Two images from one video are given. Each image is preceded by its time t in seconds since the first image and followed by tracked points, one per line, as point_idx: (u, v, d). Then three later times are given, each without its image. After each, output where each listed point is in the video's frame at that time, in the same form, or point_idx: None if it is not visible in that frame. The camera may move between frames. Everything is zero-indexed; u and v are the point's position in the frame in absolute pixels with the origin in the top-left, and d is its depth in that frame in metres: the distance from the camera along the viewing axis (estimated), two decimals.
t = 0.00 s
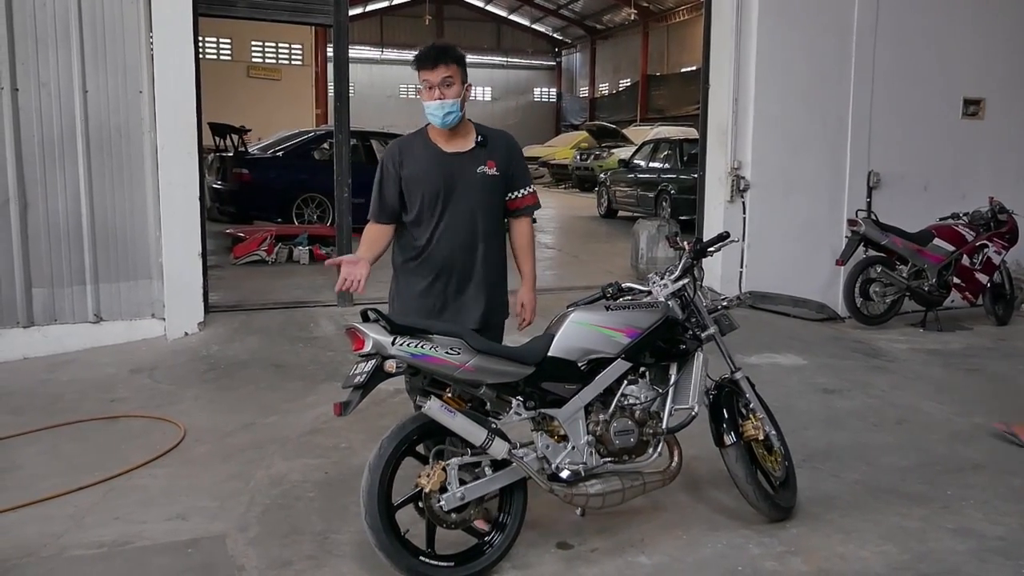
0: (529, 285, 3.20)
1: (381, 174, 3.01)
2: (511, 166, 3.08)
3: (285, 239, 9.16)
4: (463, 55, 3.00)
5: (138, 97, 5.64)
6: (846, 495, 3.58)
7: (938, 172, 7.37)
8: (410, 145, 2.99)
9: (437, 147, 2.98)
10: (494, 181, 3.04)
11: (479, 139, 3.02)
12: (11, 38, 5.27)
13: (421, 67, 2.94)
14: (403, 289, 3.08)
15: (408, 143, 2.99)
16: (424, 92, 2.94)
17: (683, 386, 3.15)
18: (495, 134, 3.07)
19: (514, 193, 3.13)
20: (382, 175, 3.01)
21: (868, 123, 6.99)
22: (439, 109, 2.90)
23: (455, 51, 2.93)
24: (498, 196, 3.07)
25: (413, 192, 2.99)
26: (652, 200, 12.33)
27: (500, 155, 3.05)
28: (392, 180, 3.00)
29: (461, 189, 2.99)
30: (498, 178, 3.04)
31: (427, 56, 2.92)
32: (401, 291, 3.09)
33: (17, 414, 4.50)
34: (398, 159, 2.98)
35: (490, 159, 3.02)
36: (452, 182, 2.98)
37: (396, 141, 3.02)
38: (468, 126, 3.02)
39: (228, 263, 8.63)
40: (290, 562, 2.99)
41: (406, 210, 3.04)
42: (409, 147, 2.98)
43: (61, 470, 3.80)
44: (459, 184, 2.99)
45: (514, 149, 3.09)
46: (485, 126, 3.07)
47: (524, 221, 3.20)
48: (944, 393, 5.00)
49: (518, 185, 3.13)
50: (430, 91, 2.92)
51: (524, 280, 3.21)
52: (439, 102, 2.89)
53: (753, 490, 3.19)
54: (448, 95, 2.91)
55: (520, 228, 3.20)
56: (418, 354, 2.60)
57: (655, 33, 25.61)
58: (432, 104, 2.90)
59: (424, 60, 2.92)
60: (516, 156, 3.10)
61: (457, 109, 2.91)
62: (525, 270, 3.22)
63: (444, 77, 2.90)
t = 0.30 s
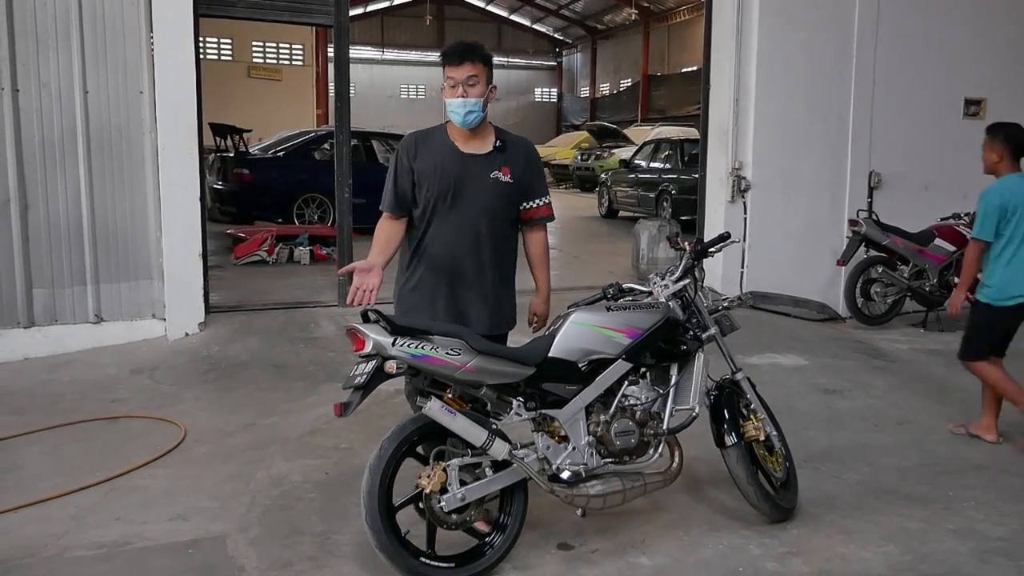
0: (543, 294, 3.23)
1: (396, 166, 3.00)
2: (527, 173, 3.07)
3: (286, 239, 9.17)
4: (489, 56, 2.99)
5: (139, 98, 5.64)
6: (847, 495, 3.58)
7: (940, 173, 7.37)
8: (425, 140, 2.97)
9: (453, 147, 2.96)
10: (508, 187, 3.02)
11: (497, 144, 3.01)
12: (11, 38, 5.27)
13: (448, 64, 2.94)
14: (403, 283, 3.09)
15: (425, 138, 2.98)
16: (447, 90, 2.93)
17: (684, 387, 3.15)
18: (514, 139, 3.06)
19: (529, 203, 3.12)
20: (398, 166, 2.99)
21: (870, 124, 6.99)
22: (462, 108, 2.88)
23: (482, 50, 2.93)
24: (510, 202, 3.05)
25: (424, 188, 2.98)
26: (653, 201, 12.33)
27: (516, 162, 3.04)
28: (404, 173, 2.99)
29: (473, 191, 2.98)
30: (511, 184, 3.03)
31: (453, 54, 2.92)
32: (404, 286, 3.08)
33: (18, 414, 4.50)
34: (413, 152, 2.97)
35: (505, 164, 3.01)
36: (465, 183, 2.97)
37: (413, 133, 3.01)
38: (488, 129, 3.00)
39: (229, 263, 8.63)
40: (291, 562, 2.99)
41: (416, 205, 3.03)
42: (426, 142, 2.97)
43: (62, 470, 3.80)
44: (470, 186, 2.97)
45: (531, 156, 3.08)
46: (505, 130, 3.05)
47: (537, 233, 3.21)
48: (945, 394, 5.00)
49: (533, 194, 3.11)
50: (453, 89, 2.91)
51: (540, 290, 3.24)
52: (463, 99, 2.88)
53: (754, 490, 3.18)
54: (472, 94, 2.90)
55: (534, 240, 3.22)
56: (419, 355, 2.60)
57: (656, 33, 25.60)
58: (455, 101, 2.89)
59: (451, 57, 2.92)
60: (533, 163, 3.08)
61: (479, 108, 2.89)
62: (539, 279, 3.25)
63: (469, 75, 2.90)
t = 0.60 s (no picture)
0: (533, 297, 3.11)
1: (398, 167, 3.04)
2: (530, 177, 3.05)
3: (288, 240, 9.17)
4: (484, 63, 2.91)
5: (141, 99, 5.65)
6: (849, 497, 3.57)
7: (943, 174, 7.36)
8: (426, 143, 3.00)
9: (453, 148, 2.97)
10: (509, 191, 3.01)
11: (498, 147, 3.00)
12: (14, 40, 5.28)
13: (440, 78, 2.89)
14: (400, 284, 3.08)
15: (426, 140, 3.01)
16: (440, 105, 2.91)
17: (686, 388, 3.14)
18: (516, 144, 3.04)
19: (531, 205, 3.09)
20: (399, 166, 3.03)
21: (872, 125, 6.98)
22: (456, 125, 2.88)
23: (473, 61, 2.86)
24: (511, 206, 3.04)
25: (424, 190, 2.99)
26: (655, 201, 12.33)
27: (518, 166, 3.03)
28: (405, 174, 3.02)
29: (472, 193, 2.98)
30: (512, 187, 3.02)
31: (444, 68, 2.86)
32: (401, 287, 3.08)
33: (21, 415, 4.51)
34: (414, 154, 3.01)
35: (506, 167, 3.01)
36: (464, 185, 2.97)
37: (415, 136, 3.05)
38: (489, 131, 2.99)
39: (231, 264, 8.64)
40: (292, 564, 2.99)
41: (416, 206, 3.06)
42: (427, 144, 3.00)
43: (64, 472, 3.80)
44: (470, 188, 2.98)
45: (535, 160, 3.06)
46: (509, 133, 3.04)
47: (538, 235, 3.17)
48: (948, 395, 4.99)
49: (536, 197, 3.09)
50: (445, 105, 2.89)
51: (530, 292, 3.13)
52: (454, 117, 2.87)
53: (756, 492, 3.18)
54: (464, 110, 2.87)
55: (535, 241, 3.16)
56: (421, 356, 2.60)
57: (658, 34, 25.61)
58: (448, 119, 2.88)
59: (442, 71, 2.86)
60: (536, 167, 3.06)
61: (472, 124, 2.88)
62: (533, 278, 3.15)
63: (461, 91, 2.86)
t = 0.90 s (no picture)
0: (518, 301, 3.10)
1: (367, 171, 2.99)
2: (503, 176, 3.02)
3: (291, 240, 9.18)
4: (458, 58, 2.93)
5: (144, 100, 5.67)
6: (851, 497, 3.57)
7: (945, 173, 7.35)
8: (397, 145, 2.95)
9: (424, 151, 2.93)
10: (483, 191, 2.98)
11: (470, 146, 2.96)
12: (17, 41, 5.29)
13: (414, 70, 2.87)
14: (379, 288, 3.07)
15: (397, 142, 2.96)
16: (417, 98, 2.87)
17: (688, 387, 3.15)
18: (487, 142, 3.00)
19: (505, 204, 3.06)
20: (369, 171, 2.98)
21: (874, 124, 6.98)
22: (435, 116, 2.84)
23: (449, 54, 2.87)
24: (486, 205, 3.01)
25: (397, 193, 2.95)
26: (657, 202, 12.33)
27: (491, 165, 2.99)
28: (377, 178, 2.98)
29: (447, 194, 2.94)
30: (486, 186, 2.98)
31: (420, 60, 2.86)
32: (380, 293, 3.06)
33: (24, 415, 4.51)
34: (384, 159, 2.96)
35: (480, 167, 2.97)
36: (438, 188, 2.93)
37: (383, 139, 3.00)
38: (461, 131, 2.96)
39: (234, 265, 8.66)
40: (295, 563, 3.00)
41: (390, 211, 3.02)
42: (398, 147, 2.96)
43: (67, 471, 3.81)
44: (444, 189, 2.93)
45: (508, 158, 3.03)
46: (481, 131, 3.00)
47: (515, 233, 3.12)
48: (950, 395, 4.99)
49: (510, 195, 3.05)
50: (423, 96, 2.85)
51: (515, 294, 3.11)
52: (434, 107, 2.83)
53: (758, 492, 3.18)
54: (442, 101, 2.85)
55: (512, 240, 3.12)
56: (422, 356, 2.60)
57: (660, 35, 25.61)
58: (427, 109, 2.83)
59: (419, 62, 2.85)
60: (509, 165, 3.02)
61: (451, 115, 2.85)
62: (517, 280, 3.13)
63: (438, 81, 2.85)
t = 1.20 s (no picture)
0: (485, 294, 3.10)
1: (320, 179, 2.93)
2: (458, 171, 3.03)
3: (297, 241, 9.20)
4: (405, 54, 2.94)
5: (150, 101, 5.68)
6: (857, 497, 3.57)
7: (950, 174, 7.34)
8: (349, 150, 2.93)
9: (379, 153, 2.92)
10: (442, 187, 2.98)
11: (423, 143, 2.96)
12: (24, 42, 5.32)
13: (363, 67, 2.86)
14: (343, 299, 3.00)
15: (349, 148, 2.94)
16: (368, 93, 2.85)
17: (693, 388, 3.15)
18: (438, 137, 3.01)
19: (462, 200, 3.07)
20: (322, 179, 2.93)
21: (880, 124, 6.97)
22: (390, 109, 2.83)
23: (398, 50, 2.88)
24: (446, 201, 3.01)
25: (356, 198, 2.92)
26: (662, 202, 12.32)
27: (446, 160, 2.99)
28: (332, 186, 2.93)
29: (408, 194, 2.93)
30: (444, 183, 2.98)
31: (369, 56, 2.85)
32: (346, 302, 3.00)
33: (31, 415, 4.53)
34: (338, 166, 2.92)
35: (436, 163, 2.96)
36: (397, 189, 2.91)
37: (333, 147, 2.96)
38: (413, 128, 2.96)
39: (239, 265, 8.68)
40: (301, 563, 3.00)
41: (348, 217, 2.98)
42: (351, 152, 2.93)
43: (73, 471, 3.82)
44: (404, 189, 2.92)
45: (461, 153, 3.04)
46: (432, 129, 3.01)
47: (474, 230, 3.13)
48: (956, 396, 4.98)
49: (467, 190, 3.07)
50: (375, 91, 2.84)
51: (482, 290, 3.12)
52: (388, 100, 2.82)
53: (763, 492, 3.18)
54: (395, 94, 2.85)
55: (471, 237, 3.13)
56: (428, 357, 2.61)
57: (665, 35, 25.60)
58: (381, 103, 2.82)
59: (369, 58, 2.84)
60: (463, 160, 3.04)
61: (406, 108, 2.85)
62: (481, 279, 3.13)
63: (390, 75, 2.85)
